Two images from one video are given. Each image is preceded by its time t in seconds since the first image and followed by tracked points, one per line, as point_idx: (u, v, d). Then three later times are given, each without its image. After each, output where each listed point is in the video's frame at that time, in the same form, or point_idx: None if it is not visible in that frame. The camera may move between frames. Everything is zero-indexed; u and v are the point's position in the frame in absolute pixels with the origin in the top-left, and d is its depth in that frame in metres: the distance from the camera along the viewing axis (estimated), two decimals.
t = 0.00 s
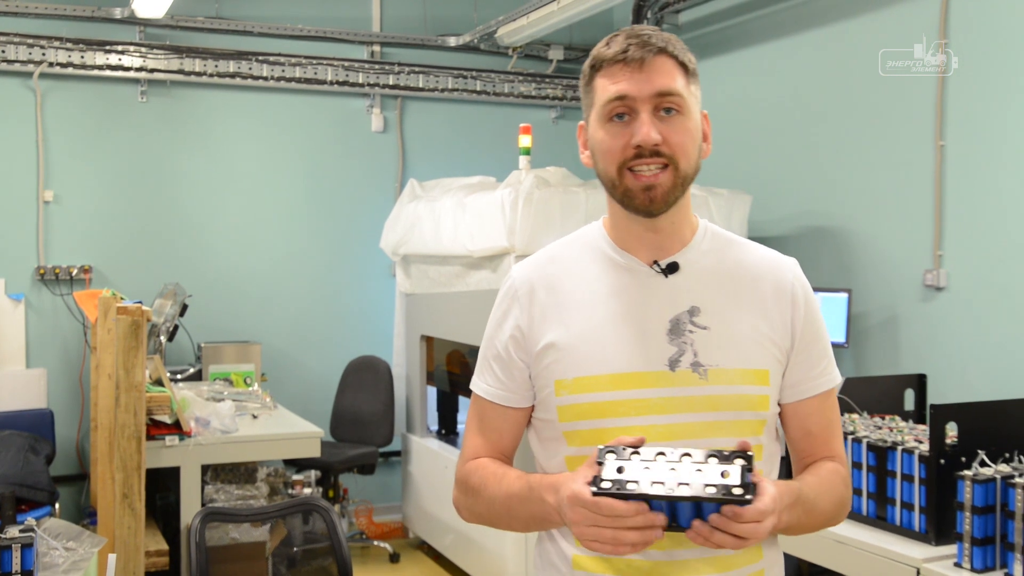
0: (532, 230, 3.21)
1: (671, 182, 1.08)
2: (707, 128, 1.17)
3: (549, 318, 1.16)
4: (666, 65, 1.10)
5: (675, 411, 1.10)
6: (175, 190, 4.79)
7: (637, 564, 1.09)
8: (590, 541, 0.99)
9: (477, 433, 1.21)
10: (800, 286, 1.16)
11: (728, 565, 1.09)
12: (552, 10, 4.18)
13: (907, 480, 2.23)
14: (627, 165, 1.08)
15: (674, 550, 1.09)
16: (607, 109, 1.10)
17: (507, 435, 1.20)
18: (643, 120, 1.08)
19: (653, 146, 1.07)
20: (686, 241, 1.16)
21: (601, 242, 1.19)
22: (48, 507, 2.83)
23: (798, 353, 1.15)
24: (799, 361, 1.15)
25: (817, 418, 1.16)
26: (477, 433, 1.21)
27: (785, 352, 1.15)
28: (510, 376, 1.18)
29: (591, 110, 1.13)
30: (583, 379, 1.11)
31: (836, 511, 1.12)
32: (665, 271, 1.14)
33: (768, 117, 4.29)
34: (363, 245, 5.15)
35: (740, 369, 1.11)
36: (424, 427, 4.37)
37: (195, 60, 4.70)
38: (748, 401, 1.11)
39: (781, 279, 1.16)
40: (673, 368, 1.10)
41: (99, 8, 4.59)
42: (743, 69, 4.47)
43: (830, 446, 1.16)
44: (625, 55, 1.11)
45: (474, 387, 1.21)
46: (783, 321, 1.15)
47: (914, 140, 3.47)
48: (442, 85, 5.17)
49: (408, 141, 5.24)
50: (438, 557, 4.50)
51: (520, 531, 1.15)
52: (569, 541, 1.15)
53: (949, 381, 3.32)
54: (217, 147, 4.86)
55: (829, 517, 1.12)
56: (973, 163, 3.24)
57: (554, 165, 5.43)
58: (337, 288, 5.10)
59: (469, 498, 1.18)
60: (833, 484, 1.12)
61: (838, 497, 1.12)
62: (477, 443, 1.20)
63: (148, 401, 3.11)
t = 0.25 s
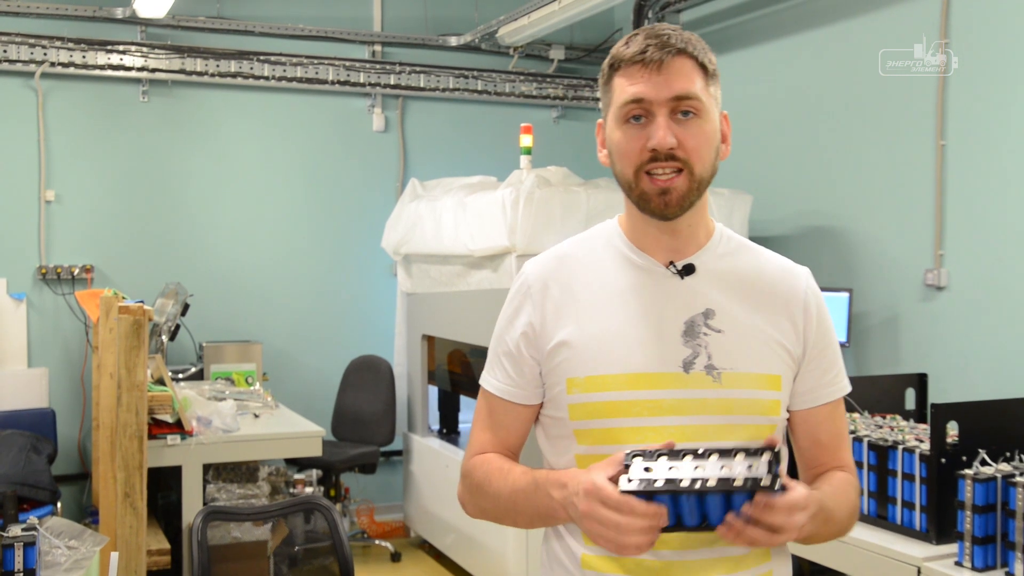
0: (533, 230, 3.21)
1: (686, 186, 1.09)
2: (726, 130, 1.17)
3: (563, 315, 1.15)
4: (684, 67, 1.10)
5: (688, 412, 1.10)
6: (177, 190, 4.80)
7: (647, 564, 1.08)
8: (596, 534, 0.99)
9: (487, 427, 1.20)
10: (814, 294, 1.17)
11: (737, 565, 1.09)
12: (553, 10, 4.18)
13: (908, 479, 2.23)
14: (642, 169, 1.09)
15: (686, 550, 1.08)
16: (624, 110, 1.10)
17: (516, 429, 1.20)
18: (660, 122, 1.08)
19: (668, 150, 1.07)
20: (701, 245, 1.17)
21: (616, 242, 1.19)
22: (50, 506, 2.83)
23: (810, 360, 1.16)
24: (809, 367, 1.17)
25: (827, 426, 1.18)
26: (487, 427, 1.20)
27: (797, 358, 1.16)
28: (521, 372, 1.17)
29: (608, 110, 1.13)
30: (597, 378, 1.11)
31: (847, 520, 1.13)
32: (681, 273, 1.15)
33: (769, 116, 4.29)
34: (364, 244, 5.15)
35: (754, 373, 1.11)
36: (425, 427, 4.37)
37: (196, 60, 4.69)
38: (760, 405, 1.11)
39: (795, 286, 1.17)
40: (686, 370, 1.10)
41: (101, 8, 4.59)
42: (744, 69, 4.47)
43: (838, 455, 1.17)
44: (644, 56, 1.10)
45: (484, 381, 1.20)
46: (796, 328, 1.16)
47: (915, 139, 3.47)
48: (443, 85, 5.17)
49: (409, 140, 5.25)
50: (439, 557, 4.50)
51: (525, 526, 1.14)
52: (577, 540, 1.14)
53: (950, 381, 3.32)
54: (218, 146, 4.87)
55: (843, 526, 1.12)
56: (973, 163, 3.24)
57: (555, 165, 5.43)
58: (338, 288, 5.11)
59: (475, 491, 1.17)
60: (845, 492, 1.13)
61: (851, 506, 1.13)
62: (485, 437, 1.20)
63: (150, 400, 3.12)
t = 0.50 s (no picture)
0: (534, 229, 3.21)
1: (703, 214, 1.09)
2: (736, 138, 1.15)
3: (572, 312, 1.16)
4: (704, 96, 1.07)
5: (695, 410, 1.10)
6: (178, 189, 4.80)
7: (652, 562, 1.08)
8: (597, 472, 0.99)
9: (498, 427, 1.18)
10: (822, 295, 1.17)
11: (742, 566, 1.09)
12: (553, 10, 4.19)
13: (908, 479, 2.23)
14: (661, 200, 1.09)
15: (692, 549, 1.08)
16: (642, 140, 1.09)
17: (526, 429, 1.19)
18: (679, 154, 1.07)
19: (687, 184, 1.07)
20: (710, 247, 1.17)
21: (625, 242, 1.20)
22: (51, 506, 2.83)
23: (819, 361, 1.15)
24: (819, 366, 1.16)
25: (841, 425, 1.15)
26: (498, 428, 1.18)
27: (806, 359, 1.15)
28: (531, 370, 1.18)
29: (624, 135, 1.11)
30: (604, 374, 1.12)
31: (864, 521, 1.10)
32: (689, 271, 1.15)
33: (769, 116, 4.29)
34: (364, 244, 5.15)
35: (761, 372, 1.12)
36: (426, 427, 4.37)
37: (198, 59, 4.68)
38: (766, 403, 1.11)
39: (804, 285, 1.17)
40: (693, 367, 1.11)
41: (102, 8, 4.60)
42: (745, 68, 4.47)
43: (853, 457, 1.14)
44: (663, 83, 1.07)
45: (491, 379, 1.20)
46: (805, 328, 1.15)
47: (916, 139, 3.47)
48: (444, 85, 5.17)
49: (410, 140, 5.25)
50: (440, 557, 4.50)
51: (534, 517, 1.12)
52: (583, 538, 1.14)
53: (951, 380, 3.32)
54: (219, 146, 4.87)
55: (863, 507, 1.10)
56: (973, 163, 3.24)
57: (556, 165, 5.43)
58: (339, 287, 5.11)
59: (480, 489, 1.16)
60: (863, 492, 1.10)
61: (869, 502, 1.10)
62: (495, 436, 1.18)
63: (151, 400, 3.12)
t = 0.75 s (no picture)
0: (534, 229, 3.21)
1: (701, 219, 1.10)
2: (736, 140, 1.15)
3: (572, 314, 1.17)
4: (701, 100, 1.07)
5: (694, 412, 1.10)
6: (178, 189, 4.80)
7: (650, 562, 1.08)
8: (596, 478, 0.99)
9: (500, 429, 1.19)
10: (823, 294, 1.16)
11: (740, 566, 1.09)
12: (553, 10, 4.19)
13: (908, 479, 2.23)
14: (659, 205, 1.10)
15: (690, 548, 1.08)
16: (640, 145, 1.09)
17: (527, 431, 1.19)
18: (677, 161, 1.07)
19: (685, 190, 1.08)
20: (709, 248, 1.17)
21: (626, 244, 1.20)
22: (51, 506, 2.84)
23: (820, 362, 1.15)
24: (820, 366, 1.15)
25: (841, 427, 1.15)
26: (500, 430, 1.18)
27: (806, 360, 1.15)
28: (532, 372, 1.18)
29: (623, 140, 1.11)
30: (603, 376, 1.12)
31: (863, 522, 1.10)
32: (689, 273, 1.15)
33: (769, 116, 4.29)
34: (364, 244, 5.16)
35: (760, 374, 1.12)
36: (426, 426, 4.37)
37: (198, 60, 4.69)
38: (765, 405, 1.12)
39: (804, 286, 1.16)
40: (692, 369, 1.11)
41: (102, 8, 4.60)
42: (744, 68, 4.47)
43: (853, 458, 1.13)
44: (659, 89, 1.07)
45: (492, 381, 1.20)
46: (805, 329, 1.15)
47: (915, 139, 3.47)
48: (444, 85, 5.17)
49: (410, 140, 5.25)
50: (440, 556, 4.50)
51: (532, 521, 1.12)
52: (582, 538, 1.14)
53: (950, 380, 3.33)
54: (219, 146, 4.87)
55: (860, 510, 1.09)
56: (973, 163, 3.24)
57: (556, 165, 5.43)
58: (339, 287, 5.11)
59: (480, 491, 1.17)
60: (862, 493, 1.10)
61: (867, 502, 1.10)
62: (496, 438, 1.18)
63: (151, 400, 3.12)
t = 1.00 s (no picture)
0: (533, 230, 3.21)
1: (687, 216, 1.10)
2: (729, 140, 1.16)
3: (570, 312, 1.17)
4: (684, 96, 1.08)
5: (692, 410, 1.11)
6: (178, 190, 4.80)
7: (646, 561, 1.09)
8: (598, 518, 0.96)
9: (500, 429, 1.18)
10: (821, 293, 1.17)
11: (737, 565, 1.09)
12: (553, 10, 4.19)
13: (906, 479, 2.23)
14: (644, 202, 1.10)
15: (686, 548, 1.09)
16: (624, 142, 1.09)
17: (526, 429, 1.19)
18: (660, 157, 1.08)
19: (668, 186, 1.08)
20: (707, 246, 1.17)
21: (624, 243, 1.20)
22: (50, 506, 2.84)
23: (818, 360, 1.15)
24: (818, 365, 1.15)
25: (839, 426, 1.16)
26: (499, 429, 1.18)
27: (804, 359, 1.15)
28: (530, 369, 1.18)
29: (610, 136, 1.12)
30: (601, 374, 1.12)
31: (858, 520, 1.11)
32: (686, 272, 1.16)
33: (769, 117, 4.30)
34: (364, 244, 5.16)
35: (758, 373, 1.12)
36: (425, 427, 4.38)
37: (197, 60, 4.70)
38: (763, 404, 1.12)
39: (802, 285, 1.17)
40: (689, 368, 1.11)
41: (102, 8, 4.60)
42: (744, 69, 4.48)
43: (849, 456, 1.15)
44: (642, 85, 1.08)
45: (491, 379, 1.20)
46: (803, 328, 1.15)
47: (914, 140, 3.47)
48: (443, 86, 5.18)
49: (409, 141, 5.25)
50: (439, 557, 4.50)
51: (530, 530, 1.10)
52: (580, 537, 1.14)
53: (949, 381, 3.33)
54: (219, 147, 4.88)
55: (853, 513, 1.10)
56: (972, 163, 3.24)
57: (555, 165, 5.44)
58: (338, 287, 5.12)
59: (478, 494, 1.15)
60: (857, 492, 1.11)
61: (862, 501, 1.11)
62: (496, 437, 1.18)
63: (150, 400, 3.12)
